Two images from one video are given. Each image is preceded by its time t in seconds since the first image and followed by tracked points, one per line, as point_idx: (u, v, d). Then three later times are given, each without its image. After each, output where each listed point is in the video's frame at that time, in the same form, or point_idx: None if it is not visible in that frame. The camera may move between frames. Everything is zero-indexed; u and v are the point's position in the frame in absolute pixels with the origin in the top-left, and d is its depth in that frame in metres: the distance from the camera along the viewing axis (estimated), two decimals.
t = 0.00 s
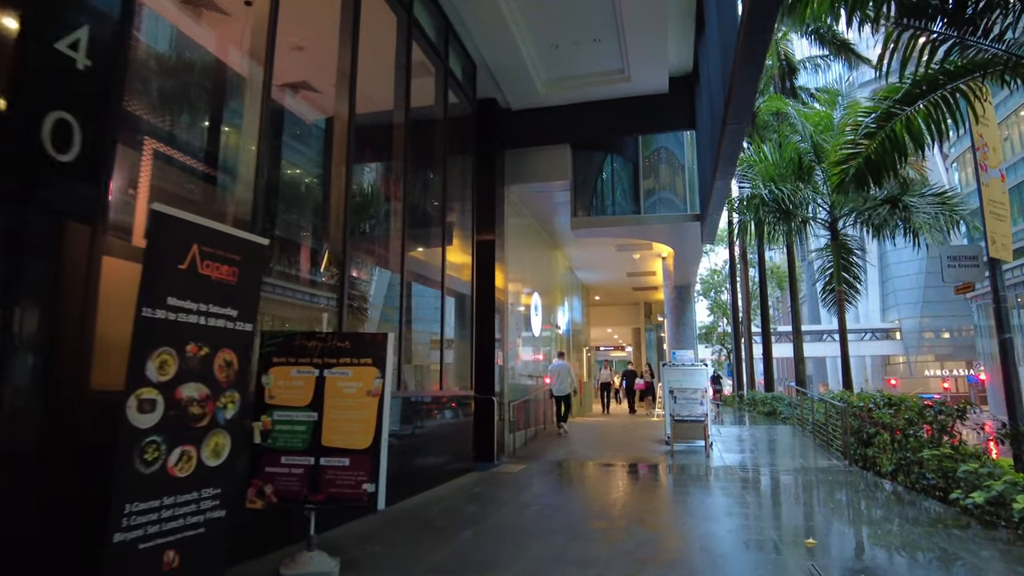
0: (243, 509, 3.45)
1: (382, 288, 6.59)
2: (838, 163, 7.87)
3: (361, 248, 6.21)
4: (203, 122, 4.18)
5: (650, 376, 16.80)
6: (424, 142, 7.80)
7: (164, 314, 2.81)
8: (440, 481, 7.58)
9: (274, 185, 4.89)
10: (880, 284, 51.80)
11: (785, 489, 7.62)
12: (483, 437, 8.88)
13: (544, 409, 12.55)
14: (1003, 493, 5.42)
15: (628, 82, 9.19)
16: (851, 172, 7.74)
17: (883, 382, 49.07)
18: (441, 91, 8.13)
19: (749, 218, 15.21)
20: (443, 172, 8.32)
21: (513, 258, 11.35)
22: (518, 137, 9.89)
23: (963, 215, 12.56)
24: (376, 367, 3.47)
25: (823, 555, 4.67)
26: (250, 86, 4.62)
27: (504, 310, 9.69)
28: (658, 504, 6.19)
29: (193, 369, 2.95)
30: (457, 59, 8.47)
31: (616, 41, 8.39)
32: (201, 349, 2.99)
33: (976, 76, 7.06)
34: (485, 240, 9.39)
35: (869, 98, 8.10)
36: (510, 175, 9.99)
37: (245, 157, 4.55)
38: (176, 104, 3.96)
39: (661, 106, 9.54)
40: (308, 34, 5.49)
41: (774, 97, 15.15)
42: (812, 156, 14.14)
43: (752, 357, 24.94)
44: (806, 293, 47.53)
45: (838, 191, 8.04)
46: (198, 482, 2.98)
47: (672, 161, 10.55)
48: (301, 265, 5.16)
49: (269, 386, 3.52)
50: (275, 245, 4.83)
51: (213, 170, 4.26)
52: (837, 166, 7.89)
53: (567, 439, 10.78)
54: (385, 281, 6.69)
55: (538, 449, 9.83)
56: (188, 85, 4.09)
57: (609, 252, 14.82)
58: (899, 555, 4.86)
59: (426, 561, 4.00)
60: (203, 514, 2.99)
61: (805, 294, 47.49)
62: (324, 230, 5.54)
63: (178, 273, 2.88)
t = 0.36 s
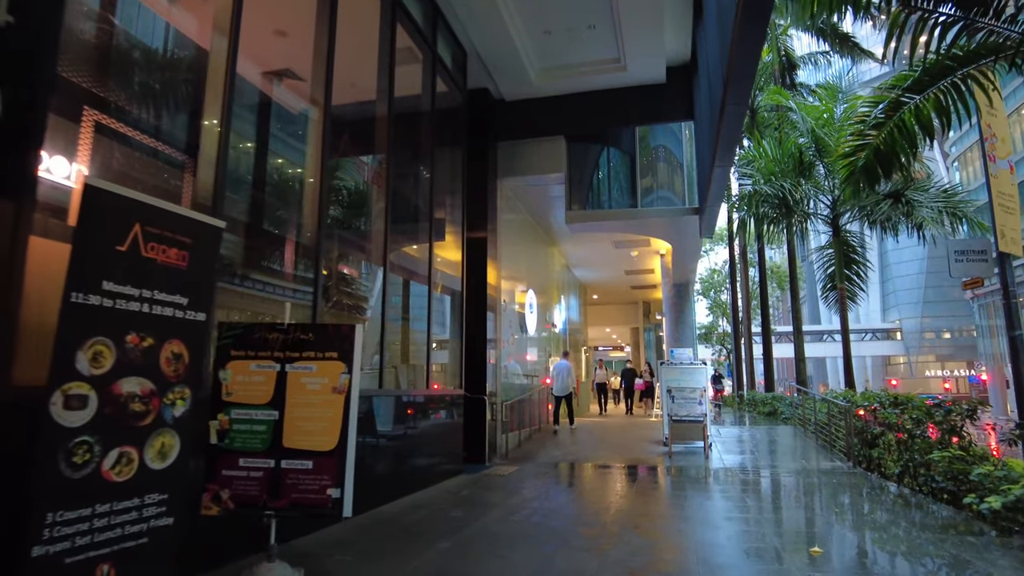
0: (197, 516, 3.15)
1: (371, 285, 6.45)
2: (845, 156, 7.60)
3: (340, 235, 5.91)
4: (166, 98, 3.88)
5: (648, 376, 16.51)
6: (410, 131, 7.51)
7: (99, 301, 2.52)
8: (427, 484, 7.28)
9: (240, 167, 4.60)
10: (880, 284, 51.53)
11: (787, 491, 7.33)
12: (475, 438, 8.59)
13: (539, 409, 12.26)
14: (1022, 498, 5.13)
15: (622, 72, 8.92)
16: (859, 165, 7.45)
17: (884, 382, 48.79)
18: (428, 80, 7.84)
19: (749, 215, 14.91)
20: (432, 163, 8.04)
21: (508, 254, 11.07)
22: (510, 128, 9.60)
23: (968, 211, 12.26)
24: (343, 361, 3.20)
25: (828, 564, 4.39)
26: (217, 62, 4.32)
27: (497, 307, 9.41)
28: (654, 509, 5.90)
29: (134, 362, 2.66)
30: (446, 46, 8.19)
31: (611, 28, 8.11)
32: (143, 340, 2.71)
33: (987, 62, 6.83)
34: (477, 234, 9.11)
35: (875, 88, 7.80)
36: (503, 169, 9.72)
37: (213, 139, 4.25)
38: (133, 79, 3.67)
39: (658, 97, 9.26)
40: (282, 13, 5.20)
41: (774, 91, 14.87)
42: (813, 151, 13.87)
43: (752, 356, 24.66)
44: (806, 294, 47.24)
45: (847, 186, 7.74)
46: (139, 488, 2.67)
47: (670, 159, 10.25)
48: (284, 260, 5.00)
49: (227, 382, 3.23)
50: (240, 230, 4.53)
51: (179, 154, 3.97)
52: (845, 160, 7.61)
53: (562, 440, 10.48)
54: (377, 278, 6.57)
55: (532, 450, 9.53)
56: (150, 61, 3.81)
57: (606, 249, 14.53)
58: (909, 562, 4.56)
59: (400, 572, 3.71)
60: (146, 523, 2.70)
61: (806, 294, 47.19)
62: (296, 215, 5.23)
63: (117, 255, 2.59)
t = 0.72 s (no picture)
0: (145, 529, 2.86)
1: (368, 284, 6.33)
2: (855, 151, 7.32)
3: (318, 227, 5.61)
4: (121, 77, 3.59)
5: (647, 376, 16.20)
6: (398, 121, 7.21)
7: (20, 290, 2.21)
8: (415, 488, 6.98)
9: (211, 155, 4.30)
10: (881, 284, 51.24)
11: (792, 497, 7.02)
12: (467, 440, 8.28)
13: (535, 410, 11.94)
14: None
15: (621, 62, 8.62)
16: (870, 160, 7.18)
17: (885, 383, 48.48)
18: (417, 68, 7.54)
19: (750, 212, 14.60)
20: (421, 155, 7.73)
21: (502, 251, 10.76)
22: (504, 120, 9.29)
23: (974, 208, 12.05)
24: (307, 361, 2.90)
25: None
26: (182, 39, 4.04)
27: (490, 305, 9.11)
28: (653, 516, 5.60)
29: (65, 361, 2.36)
30: (435, 33, 7.89)
31: (608, 15, 7.81)
32: (76, 335, 2.41)
33: (1002, 48, 6.55)
34: (469, 230, 8.81)
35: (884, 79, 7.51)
36: (497, 162, 9.41)
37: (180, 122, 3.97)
38: (83, 53, 3.36)
39: (656, 88, 8.96)
40: None
41: (776, 86, 14.57)
42: (815, 147, 13.62)
43: (753, 357, 24.37)
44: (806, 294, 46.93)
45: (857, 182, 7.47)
46: (67, 502, 2.37)
47: (669, 158, 9.96)
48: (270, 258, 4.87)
49: (179, 382, 2.94)
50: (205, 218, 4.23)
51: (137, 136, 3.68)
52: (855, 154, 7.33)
53: (558, 443, 10.16)
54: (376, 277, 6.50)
55: (526, 453, 9.23)
56: (101, 31, 3.48)
57: (603, 247, 14.22)
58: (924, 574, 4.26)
59: None
60: (79, 540, 2.41)
61: (806, 295, 46.89)
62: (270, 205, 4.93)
63: (44, 240, 2.29)
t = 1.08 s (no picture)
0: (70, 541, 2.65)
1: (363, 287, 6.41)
2: (859, 141, 7.14)
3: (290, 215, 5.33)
4: (54, 49, 3.33)
5: (644, 376, 15.91)
6: (380, 107, 6.91)
7: None
8: (398, 492, 6.66)
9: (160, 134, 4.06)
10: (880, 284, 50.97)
11: (792, 500, 6.74)
12: (455, 440, 7.99)
13: (529, 410, 11.63)
14: None
15: (617, 48, 8.30)
16: (875, 151, 7.00)
17: (884, 383, 48.26)
18: (401, 53, 7.22)
19: (750, 207, 14.27)
20: (407, 144, 7.43)
21: (494, 246, 10.44)
22: (495, 110, 8.97)
23: (980, 204, 11.79)
24: (255, 355, 2.79)
25: None
26: (129, 7, 3.73)
27: (481, 301, 8.80)
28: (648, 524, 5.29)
29: None
30: (421, 17, 7.58)
31: None
32: None
33: (1016, 30, 6.06)
34: (458, 223, 8.51)
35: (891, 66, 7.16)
36: (488, 154, 9.11)
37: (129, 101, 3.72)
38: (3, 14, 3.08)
39: (654, 77, 8.64)
40: None
41: (776, 78, 14.23)
42: (816, 141, 13.31)
43: (751, 356, 24.09)
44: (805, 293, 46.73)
45: (863, 171, 7.30)
46: None
47: (667, 155, 9.73)
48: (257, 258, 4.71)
49: (116, 378, 2.85)
50: (153, 202, 3.99)
51: (76, 107, 3.41)
52: (859, 145, 7.16)
53: (552, 444, 9.85)
54: (374, 277, 6.60)
55: (517, 454, 8.92)
56: None
57: (599, 243, 13.91)
58: None
59: None
60: None
61: (805, 294, 46.61)
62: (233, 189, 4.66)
63: None
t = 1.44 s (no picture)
0: None
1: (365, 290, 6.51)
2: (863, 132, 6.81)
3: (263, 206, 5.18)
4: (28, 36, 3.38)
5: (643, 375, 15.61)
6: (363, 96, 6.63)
7: None
8: (384, 497, 6.38)
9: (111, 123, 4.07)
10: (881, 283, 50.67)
11: (793, 505, 6.46)
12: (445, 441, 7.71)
13: (524, 410, 11.33)
14: None
15: (614, 36, 8.01)
16: (879, 142, 6.65)
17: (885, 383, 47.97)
18: (387, 38, 6.93)
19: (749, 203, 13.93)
20: (394, 135, 7.16)
21: (488, 242, 10.15)
22: (488, 100, 8.68)
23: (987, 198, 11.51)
24: (199, 354, 3.08)
25: None
26: None
27: (473, 298, 8.51)
28: (645, 532, 5.00)
29: None
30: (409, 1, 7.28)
31: None
32: None
33: None
34: (447, 217, 8.21)
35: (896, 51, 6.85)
36: (480, 146, 8.81)
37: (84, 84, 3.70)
38: None
39: (651, 65, 8.35)
40: None
41: (777, 71, 13.91)
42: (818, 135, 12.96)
43: (751, 356, 23.80)
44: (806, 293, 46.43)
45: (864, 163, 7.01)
46: None
47: (666, 152, 9.39)
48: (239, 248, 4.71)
49: (42, 376, 2.99)
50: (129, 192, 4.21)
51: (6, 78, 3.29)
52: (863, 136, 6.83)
53: (547, 445, 9.55)
54: (373, 281, 6.65)
55: (511, 456, 8.63)
56: None
57: (597, 240, 13.62)
58: None
59: None
60: None
61: (805, 294, 46.35)
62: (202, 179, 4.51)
63: None
